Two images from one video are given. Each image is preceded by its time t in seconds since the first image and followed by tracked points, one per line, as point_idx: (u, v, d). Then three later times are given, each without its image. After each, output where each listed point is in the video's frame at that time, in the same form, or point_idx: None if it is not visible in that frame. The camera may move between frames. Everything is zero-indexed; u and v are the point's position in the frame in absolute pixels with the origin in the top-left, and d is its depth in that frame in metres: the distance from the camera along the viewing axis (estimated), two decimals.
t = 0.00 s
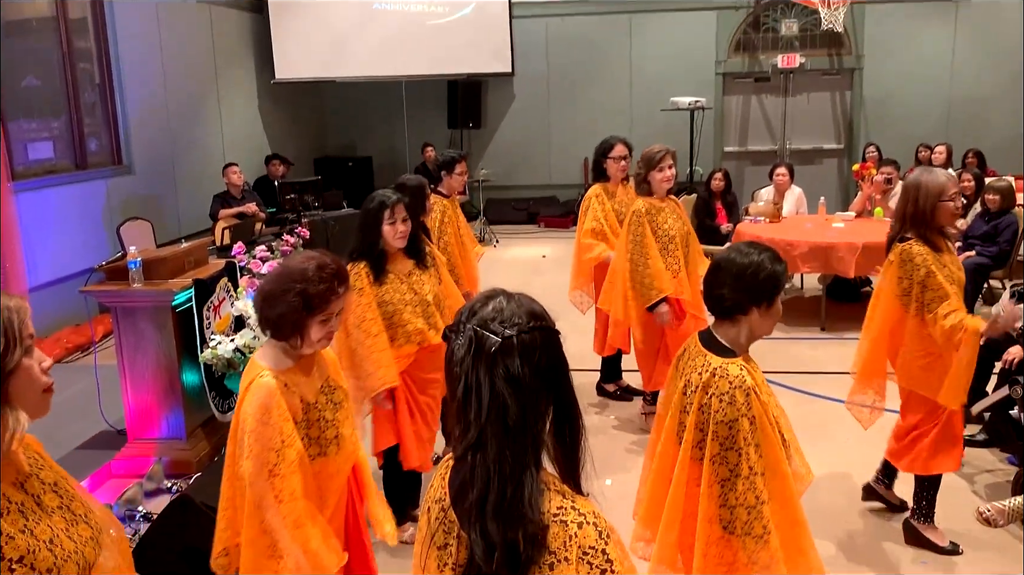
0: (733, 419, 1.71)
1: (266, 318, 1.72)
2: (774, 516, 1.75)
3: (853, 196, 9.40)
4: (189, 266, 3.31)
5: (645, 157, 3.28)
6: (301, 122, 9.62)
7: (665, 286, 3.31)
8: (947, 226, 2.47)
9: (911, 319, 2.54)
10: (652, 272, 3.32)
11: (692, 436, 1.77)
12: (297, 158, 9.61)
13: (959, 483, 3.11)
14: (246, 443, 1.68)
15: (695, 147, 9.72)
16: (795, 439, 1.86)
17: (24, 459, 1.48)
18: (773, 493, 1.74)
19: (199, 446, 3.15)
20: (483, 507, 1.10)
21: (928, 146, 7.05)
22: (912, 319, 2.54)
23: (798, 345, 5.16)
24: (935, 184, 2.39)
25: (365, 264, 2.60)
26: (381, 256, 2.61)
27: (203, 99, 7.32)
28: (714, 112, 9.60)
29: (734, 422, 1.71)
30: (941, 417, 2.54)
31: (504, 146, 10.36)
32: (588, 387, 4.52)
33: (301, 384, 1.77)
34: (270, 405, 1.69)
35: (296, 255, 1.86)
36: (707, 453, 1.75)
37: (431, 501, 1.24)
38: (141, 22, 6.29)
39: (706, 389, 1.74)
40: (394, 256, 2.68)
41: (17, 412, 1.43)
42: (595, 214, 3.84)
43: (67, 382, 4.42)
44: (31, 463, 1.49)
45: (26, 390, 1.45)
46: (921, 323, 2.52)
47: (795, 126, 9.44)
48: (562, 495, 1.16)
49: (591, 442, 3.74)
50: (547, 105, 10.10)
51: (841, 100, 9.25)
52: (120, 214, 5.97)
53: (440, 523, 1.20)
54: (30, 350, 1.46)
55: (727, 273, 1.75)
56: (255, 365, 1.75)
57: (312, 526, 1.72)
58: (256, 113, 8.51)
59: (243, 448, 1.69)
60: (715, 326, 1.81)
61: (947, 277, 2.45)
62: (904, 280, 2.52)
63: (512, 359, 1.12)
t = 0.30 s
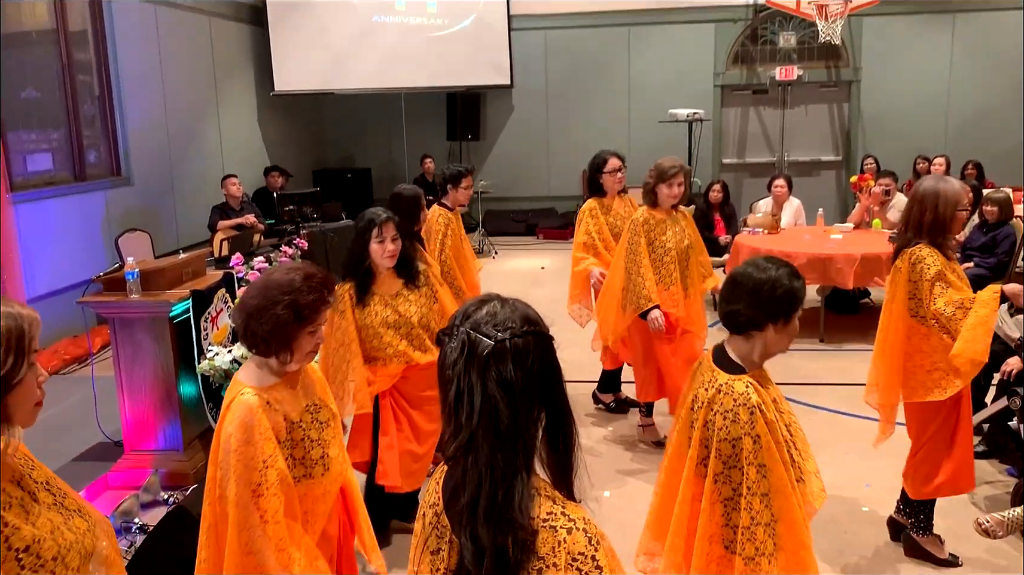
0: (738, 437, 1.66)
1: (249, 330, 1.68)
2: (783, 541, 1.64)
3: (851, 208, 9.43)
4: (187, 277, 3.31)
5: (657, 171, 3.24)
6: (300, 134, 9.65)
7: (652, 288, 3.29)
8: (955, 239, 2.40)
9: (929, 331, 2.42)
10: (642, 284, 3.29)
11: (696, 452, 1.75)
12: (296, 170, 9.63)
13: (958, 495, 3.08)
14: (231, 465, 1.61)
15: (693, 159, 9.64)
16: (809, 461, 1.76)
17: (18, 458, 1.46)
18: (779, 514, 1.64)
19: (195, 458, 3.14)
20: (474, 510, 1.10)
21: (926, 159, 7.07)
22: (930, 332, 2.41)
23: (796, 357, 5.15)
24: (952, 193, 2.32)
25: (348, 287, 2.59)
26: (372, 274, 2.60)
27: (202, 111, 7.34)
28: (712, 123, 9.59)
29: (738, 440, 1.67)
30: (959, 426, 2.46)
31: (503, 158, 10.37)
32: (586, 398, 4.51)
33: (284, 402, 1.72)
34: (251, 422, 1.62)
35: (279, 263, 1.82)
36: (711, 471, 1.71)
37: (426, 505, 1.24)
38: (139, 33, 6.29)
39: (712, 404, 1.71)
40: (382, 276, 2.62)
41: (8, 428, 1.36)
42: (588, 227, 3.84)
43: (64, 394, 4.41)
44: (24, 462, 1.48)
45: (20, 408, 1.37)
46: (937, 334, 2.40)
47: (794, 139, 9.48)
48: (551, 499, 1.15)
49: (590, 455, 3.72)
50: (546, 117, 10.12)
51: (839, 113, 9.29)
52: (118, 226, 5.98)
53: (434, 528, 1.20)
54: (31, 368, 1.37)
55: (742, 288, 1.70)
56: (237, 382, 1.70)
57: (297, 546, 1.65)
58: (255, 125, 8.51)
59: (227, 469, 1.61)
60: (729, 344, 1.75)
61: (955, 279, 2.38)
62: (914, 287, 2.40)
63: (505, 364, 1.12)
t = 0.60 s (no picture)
0: (769, 448, 1.64)
1: (244, 339, 1.66)
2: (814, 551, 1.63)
3: (852, 216, 9.43)
4: (185, 284, 3.30)
5: (663, 183, 3.24)
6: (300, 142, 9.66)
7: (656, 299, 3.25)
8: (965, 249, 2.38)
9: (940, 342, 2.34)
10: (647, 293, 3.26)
11: (727, 463, 1.71)
12: (296, 178, 9.63)
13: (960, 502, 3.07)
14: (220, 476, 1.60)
15: (693, 168, 9.65)
16: (845, 476, 1.71)
17: (42, 460, 1.43)
18: (810, 527, 1.63)
19: (193, 465, 3.13)
20: (473, 513, 1.09)
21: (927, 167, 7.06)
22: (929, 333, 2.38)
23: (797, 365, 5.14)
24: (962, 198, 2.33)
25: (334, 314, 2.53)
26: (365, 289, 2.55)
27: (202, 118, 7.34)
28: (712, 131, 9.60)
29: (769, 450, 1.64)
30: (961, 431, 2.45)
31: (503, 166, 10.37)
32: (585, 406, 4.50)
33: (275, 411, 1.71)
34: (241, 431, 1.61)
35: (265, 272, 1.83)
36: (742, 481, 1.69)
37: (418, 509, 1.22)
38: (139, 41, 6.29)
39: (740, 415, 1.69)
40: (370, 289, 2.57)
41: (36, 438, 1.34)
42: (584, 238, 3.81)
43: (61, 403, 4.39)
44: (46, 467, 1.44)
45: (45, 418, 1.34)
46: (938, 337, 2.34)
47: (794, 147, 9.49)
48: (548, 501, 1.14)
49: (591, 464, 3.70)
50: (546, 125, 10.12)
51: (839, 122, 9.30)
52: (118, 234, 5.98)
53: (426, 532, 1.19)
54: (58, 380, 1.35)
55: (770, 298, 1.69)
56: (230, 394, 1.69)
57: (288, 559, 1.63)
58: (256, 134, 8.52)
59: (215, 482, 1.60)
60: (758, 357, 1.74)
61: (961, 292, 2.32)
62: (922, 293, 2.38)
63: (502, 366, 1.12)
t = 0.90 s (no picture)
0: (790, 458, 1.62)
1: (256, 344, 1.65)
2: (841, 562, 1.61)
3: (853, 222, 9.41)
4: (186, 289, 3.30)
5: (665, 181, 3.25)
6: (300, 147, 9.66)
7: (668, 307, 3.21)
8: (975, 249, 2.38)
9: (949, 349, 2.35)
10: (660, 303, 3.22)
11: (749, 474, 1.71)
12: (297, 183, 9.63)
13: (964, 509, 3.05)
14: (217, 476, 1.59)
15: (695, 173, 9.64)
16: (869, 490, 1.70)
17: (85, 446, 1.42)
18: (835, 540, 1.60)
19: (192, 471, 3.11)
20: (469, 515, 1.07)
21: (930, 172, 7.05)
22: (945, 345, 2.36)
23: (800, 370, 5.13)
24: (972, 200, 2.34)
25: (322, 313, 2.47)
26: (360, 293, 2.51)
27: (203, 123, 7.34)
28: (713, 136, 9.60)
29: (791, 459, 1.63)
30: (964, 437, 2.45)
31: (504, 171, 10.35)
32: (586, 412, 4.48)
33: (275, 414, 1.70)
34: (241, 435, 1.60)
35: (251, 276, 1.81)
36: (763, 493, 1.69)
37: (415, 515, 1.20)
38: (140, 46, 6.30)
39: (761, 423, 1.69)
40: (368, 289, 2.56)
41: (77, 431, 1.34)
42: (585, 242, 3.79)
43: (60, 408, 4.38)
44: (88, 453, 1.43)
45: (84, 414, 1.33)
46: (955, 345, 2.34)
47: (795, 152, 9.49)
48: (548, 505, 1.13)
49: (592, 470, 3.67)
50: (547, 131, 10.11)
51: (840, 127, 9.30)
52: (119, 238, 5.97)
53: (425, 537, 1.17)
54: (97, 374, 1.34)
55: (796, 304, 1.68)
56: (229, 398, 1.67)
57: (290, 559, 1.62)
58: (257, 139, 8.51)
59: (214, 485, 1.59)
60: (781, 363, 1.73)
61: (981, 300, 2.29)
62: (938, 298, 2.36)
63: (497, 368, 1.10)
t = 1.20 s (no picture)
0: (806, 470, 1.58)
1: (264, 347, 1.63)
2: None
3: (859, 225, 9.38)
4: (189, 291, 3.27)
5: (674, 184, 3.20)
6: (304, 150, 9.64)
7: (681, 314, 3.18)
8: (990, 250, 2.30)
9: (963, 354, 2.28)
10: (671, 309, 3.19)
11: (762, 486, 1.67)
12: (300, 186, 9.60)
13: (978, 515, 3.01)
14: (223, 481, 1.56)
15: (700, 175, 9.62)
16: (874, 496, 1.69)
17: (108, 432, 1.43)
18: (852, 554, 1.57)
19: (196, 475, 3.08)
20: (482, 526, 1.06)
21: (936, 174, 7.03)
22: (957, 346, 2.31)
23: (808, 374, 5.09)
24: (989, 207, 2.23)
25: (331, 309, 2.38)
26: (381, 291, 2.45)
27: (207, 125, 7.33)
28: (718, 139, 9.57)
29: (807, 473, 1.59)
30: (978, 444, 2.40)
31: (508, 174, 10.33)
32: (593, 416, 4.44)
33: (282, 417, 1.66)
34: (250, 439, 1.57)
35: (254, 278, 1.81)
36: (777, 506, 1.64)
37: (432, 520, 1.18)
38: (144, 47, 6.29)
39: (775, 434, 1.64)
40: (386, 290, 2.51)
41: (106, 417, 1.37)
42: (588, 246, 3.76)
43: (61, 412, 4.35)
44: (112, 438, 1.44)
45: (117, 396, 1.36)
46: (967, 351, 2.28)
47: (800, 155, 9.46)
48: (566, 518, 1.10)
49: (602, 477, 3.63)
50: (551, 133, 10.09)
51: (846, 129, 9.27)
52: (121, 240, 5.94)
53: (440, 544, 1.15)
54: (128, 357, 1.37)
55: (805, 309, 1.64)
56: (234, 402, 1.65)
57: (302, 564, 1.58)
58: (260, 141, 8.49)
59: (226, 489, 1.56)
60: (786, 370, 1.71)
61: (992, 308, 2.24)
62: (948, 299, 2.31)
63: (508, 373, 1.07)
